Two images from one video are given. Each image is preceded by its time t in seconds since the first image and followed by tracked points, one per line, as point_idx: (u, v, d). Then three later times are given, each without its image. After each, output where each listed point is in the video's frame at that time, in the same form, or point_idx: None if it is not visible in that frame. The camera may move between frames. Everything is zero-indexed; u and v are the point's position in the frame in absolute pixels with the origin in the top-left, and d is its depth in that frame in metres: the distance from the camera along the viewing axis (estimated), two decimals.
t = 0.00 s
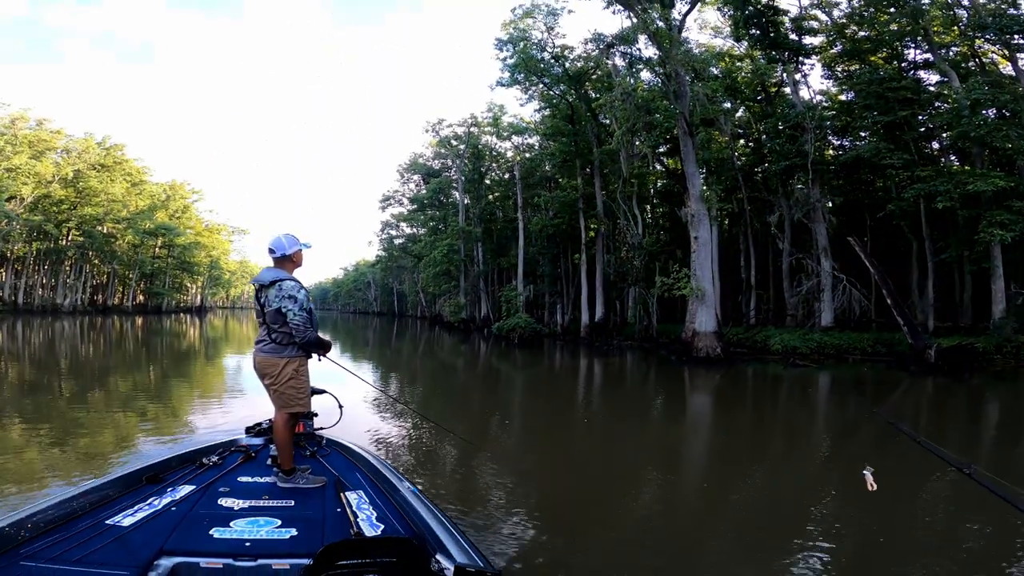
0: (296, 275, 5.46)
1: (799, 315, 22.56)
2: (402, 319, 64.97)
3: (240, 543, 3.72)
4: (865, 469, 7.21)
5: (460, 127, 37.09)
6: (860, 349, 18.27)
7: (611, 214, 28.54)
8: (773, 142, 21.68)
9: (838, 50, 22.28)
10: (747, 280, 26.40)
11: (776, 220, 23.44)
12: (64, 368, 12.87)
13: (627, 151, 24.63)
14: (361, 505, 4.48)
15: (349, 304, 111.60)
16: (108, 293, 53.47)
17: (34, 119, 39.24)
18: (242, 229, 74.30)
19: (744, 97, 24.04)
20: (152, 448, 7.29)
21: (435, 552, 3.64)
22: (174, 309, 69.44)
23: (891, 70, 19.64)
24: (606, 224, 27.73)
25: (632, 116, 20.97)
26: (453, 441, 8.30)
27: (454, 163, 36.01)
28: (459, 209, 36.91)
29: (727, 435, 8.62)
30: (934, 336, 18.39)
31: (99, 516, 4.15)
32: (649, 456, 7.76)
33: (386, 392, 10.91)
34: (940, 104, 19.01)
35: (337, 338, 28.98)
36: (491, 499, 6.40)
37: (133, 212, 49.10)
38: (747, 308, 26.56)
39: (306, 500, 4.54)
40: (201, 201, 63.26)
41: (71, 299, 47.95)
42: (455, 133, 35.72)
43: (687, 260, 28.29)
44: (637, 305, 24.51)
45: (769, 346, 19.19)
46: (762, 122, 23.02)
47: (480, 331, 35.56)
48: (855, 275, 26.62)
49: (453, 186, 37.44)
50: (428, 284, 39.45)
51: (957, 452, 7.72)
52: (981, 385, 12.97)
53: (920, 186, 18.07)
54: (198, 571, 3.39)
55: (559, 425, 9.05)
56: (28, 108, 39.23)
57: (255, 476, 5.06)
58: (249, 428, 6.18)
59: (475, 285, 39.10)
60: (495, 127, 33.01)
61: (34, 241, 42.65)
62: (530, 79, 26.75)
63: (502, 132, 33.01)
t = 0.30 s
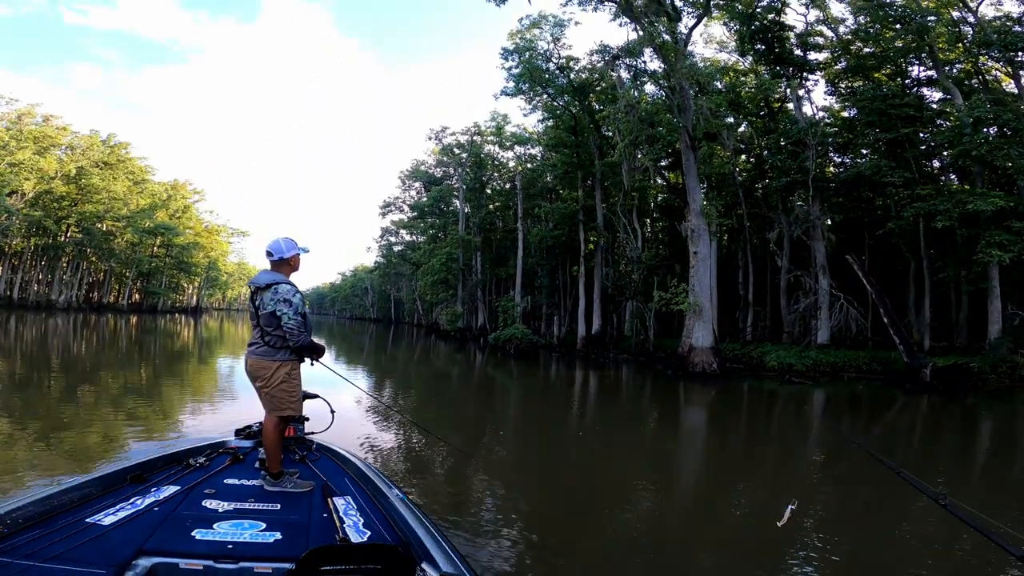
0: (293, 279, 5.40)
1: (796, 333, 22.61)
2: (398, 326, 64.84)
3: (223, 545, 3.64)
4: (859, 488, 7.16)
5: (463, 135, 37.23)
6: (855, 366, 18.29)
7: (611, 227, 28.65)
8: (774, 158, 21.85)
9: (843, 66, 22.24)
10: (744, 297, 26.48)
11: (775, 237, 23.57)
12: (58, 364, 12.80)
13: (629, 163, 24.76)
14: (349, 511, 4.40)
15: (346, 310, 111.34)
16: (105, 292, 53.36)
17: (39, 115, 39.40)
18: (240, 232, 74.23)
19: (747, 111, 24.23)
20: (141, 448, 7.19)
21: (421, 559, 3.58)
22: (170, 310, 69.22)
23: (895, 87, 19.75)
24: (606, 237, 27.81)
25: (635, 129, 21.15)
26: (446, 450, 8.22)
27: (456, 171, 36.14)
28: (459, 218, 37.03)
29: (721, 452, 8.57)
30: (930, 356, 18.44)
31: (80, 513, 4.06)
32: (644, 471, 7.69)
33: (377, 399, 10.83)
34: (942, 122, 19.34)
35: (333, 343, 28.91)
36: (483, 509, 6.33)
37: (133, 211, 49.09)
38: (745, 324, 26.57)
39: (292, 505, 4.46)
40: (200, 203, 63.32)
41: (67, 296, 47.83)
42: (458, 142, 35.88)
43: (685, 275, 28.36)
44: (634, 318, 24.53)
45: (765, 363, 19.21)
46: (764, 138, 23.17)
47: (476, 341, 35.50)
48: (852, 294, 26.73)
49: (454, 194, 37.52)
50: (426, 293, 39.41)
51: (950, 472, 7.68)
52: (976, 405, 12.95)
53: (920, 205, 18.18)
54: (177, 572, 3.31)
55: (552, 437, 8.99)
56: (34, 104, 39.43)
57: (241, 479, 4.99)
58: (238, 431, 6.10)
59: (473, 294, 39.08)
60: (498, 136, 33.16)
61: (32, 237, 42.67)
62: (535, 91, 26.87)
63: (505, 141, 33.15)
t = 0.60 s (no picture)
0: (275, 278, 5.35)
1: (786, 329, 22.76)
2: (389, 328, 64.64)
3: (205, 547, 3.60)
4: (848, 483, 7.22)
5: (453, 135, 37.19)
6: (845, 363, 18.46)
7: (602, 226, 28.72)
8: (763, 156, 22.00)
9: (829, 65, 22.46)
10: (735, 294, 26.64)
11: (764, 234, 23.74)
12: (45, 369, 12.66)
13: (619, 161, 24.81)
14: (335, 512, 4.37)
15: (337, 311, 110.80)
16: (91, 295, 52.79)
17: (22, 117, 38.91)
18: (229, 234, 73.72)
19: (736, 110, 24.35)
20: (128, 453, 7.12)
21: (409, 560, 3.56)
22: (158, 313, 68.57)
23: (880, 85, 19.95)
24: (596, 236, 27.87)
25: (625, 127, 21.19)
26: (439, 451, 8.19)
27: (446, 171, 36.09)
28: (450, 218, 36.95)
29: (713, 449, 8.60)
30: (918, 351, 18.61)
31: (61, 516, 4.02)
32: (637, 469, 7.69)
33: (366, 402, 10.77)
34: (928, 120, 19.61)
35: (324, 345, 28.74)
36: (477, 510, 6.31)
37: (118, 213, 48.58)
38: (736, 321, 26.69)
39: (278, 507, 4.43)
40: (188, 205, 62.83)
41: (53, 299, 47.29)
42: (448, 142, 35.81)
43: (676, 273, 28.49)
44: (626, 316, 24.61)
45: (755, 359, 19.32)
46: (752, 135, 23.12)
47: (468, 341, 35.45)
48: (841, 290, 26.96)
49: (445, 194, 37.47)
50: (417, 293, 39.32)
51: (938, 466, 7.76)
52: (963, 400, 13.07)
53: (906, 202, 18.40)
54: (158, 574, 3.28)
55: (545, 436, 9.01)
56: (18, 106, 38.95)
57: (226, 481, 4.94)
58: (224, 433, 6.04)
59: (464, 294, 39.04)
60: (488, 136, 33.16)
61: (16, 240, 42.14)
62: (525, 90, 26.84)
63: (495, 141, 33.17)
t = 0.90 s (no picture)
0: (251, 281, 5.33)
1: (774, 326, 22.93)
2: (379, 330, 64.41)
3: (181, 552, 3.55)
4: (836, 480, 7.26)
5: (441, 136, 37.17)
6: (832, 359, 18.64)
7: (590, 226, 28.83)
8: (748, 153, 22.22)
9: (811, 63, 22.73)
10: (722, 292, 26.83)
11: (751, 232, 23.95)
12: (27, 376, 12.50)
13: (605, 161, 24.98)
14: (315, 517, 4.31)
15: (326, 314, 110.29)
16: (73, 300, 52.13)
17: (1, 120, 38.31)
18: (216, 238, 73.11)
19: (721, 108, 24.54)
20: (109, 459, 7.00)
21: (390, 564, 3.51)
22: (143, 318, 67.78)
23: (862, 83, 20.21)
24: (584, 236, 27.96)
25: (611, 126, 21.26)
26: (429, 453, 8.15)
27: (434, 172, 36.05)
28: (438, 219, 36.94)
29: (703, 447, 8.62)
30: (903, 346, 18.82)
31: (33, 523, 3.96)
32: (627, 470, 7.68)
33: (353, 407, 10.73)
34: (908, 118, 19.99)
35: (312, 349, 28.56)
36: (470, 512, 6.27)
37: (101, 217, 48.00)
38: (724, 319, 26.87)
39: (257, 511, 4.37)
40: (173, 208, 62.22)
41: (34, 305, 46.68)
42: (435, 143, 35.78)
43: (664, 272, 28.64)
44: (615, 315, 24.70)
45: (744, 356, 19.44)
46: (738, 133, 23.30)
47: (458, 342, 35.41)
48: (827, 287, 27.23)
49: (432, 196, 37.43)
50: (406, 295, 39.21)
51: (926, 461, 7.83)
52: (949, 394, 13.23)
53: (889, 198, 18.65)
54: None
55: (535, 437, 9.00)
56: None
57: (205, 486, 4.88)
58: (204, 437, 5.98)
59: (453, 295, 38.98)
60: (475, 136, 33.17)
61: None
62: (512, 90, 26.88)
63: (482, 141, 33.18)
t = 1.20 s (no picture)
0: (208, 283, 5.25)
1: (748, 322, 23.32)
2: (355, 332, 63.81)
3: (138, 559, 3.47)
4: (809, 474, 7.40)
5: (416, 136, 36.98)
6: (804, 354, 19.06)
7: (566, 225, 28.99)
8: (721, 152, 22.61)
9: (781, 63, 23.07)
10: (697, 290, 27.22)
11: (725, 230, 24.36)
12: None
13: (581, 160, 25.09)
14: (282, 521, 4.23)
15: (300, 316, 108.79)
16: (35, 306, 50.48)
17: None
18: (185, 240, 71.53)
19: (694, 107, 24.85)
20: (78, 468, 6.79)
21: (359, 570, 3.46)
22: (109, 323, 65.95)
23: (827, 82, 20.63)
24: (561, 235, 28.08)
25: (587, 125, 21.36)
26: (409, 455, 8.10)
27: (410, 173, 35.84)
28: (414, 219, 36.73)
29: (680, 443, 8.72)
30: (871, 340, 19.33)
31: None
32: (604, 469, 7.69)
33: (329, 410, 10.57)
34: (874, 117, 20.27)
35: (287, 352, 28.14)
36: (453, 513, 6.24)
37: (63, 220, 46.60)
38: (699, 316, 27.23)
39: (220, 518, 4.27)
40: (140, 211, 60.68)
41: None
42: (411, 142, 35.57)
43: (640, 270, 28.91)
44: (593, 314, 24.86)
45: (719, 352, 19.74)
46: (710, 133, 23.95)
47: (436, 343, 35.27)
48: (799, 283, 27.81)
49: (409, 196, 37.22)
50: (383, 296, 38.91)
51: (895, 454, 8.06)
52: (916, 387, 13.62)
53: (855, 195, 19.16)
54: None
55: (515, 436, 9.00)
56: None
57: (166, 493, 4.76)
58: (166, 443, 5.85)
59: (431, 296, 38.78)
60: (451, 136, 33.07)
61: None
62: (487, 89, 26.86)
63: (458, 141, 33.08)
